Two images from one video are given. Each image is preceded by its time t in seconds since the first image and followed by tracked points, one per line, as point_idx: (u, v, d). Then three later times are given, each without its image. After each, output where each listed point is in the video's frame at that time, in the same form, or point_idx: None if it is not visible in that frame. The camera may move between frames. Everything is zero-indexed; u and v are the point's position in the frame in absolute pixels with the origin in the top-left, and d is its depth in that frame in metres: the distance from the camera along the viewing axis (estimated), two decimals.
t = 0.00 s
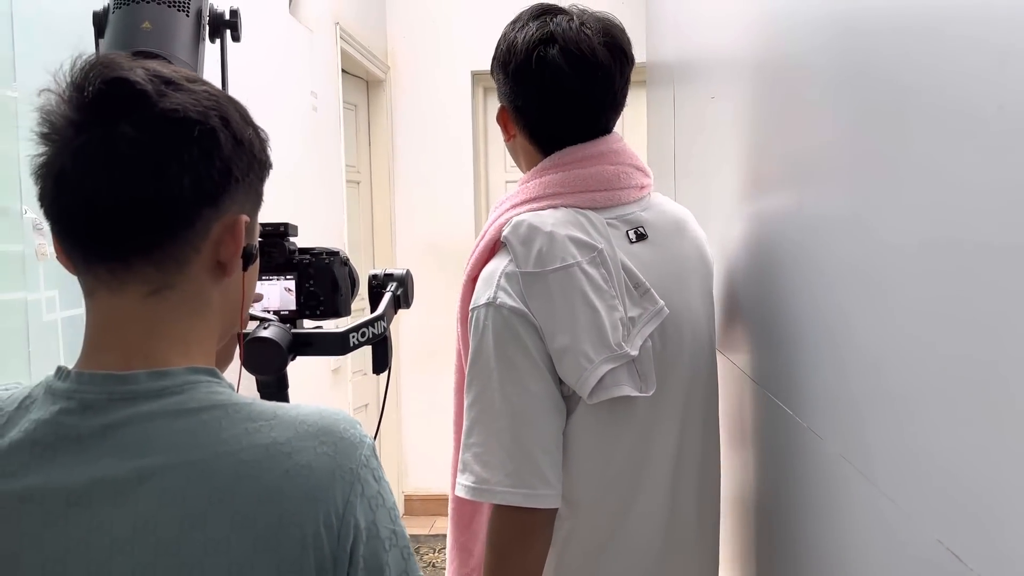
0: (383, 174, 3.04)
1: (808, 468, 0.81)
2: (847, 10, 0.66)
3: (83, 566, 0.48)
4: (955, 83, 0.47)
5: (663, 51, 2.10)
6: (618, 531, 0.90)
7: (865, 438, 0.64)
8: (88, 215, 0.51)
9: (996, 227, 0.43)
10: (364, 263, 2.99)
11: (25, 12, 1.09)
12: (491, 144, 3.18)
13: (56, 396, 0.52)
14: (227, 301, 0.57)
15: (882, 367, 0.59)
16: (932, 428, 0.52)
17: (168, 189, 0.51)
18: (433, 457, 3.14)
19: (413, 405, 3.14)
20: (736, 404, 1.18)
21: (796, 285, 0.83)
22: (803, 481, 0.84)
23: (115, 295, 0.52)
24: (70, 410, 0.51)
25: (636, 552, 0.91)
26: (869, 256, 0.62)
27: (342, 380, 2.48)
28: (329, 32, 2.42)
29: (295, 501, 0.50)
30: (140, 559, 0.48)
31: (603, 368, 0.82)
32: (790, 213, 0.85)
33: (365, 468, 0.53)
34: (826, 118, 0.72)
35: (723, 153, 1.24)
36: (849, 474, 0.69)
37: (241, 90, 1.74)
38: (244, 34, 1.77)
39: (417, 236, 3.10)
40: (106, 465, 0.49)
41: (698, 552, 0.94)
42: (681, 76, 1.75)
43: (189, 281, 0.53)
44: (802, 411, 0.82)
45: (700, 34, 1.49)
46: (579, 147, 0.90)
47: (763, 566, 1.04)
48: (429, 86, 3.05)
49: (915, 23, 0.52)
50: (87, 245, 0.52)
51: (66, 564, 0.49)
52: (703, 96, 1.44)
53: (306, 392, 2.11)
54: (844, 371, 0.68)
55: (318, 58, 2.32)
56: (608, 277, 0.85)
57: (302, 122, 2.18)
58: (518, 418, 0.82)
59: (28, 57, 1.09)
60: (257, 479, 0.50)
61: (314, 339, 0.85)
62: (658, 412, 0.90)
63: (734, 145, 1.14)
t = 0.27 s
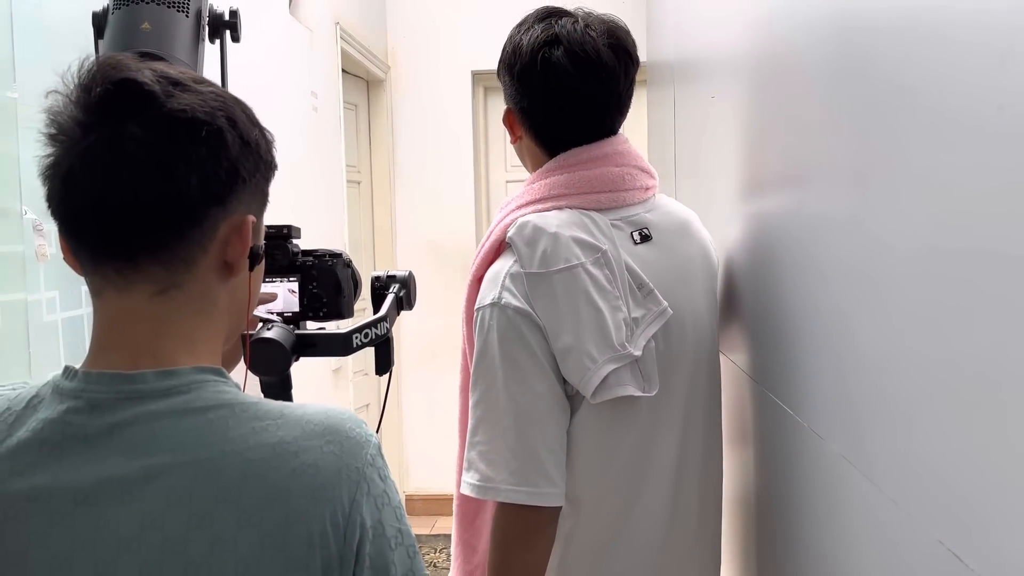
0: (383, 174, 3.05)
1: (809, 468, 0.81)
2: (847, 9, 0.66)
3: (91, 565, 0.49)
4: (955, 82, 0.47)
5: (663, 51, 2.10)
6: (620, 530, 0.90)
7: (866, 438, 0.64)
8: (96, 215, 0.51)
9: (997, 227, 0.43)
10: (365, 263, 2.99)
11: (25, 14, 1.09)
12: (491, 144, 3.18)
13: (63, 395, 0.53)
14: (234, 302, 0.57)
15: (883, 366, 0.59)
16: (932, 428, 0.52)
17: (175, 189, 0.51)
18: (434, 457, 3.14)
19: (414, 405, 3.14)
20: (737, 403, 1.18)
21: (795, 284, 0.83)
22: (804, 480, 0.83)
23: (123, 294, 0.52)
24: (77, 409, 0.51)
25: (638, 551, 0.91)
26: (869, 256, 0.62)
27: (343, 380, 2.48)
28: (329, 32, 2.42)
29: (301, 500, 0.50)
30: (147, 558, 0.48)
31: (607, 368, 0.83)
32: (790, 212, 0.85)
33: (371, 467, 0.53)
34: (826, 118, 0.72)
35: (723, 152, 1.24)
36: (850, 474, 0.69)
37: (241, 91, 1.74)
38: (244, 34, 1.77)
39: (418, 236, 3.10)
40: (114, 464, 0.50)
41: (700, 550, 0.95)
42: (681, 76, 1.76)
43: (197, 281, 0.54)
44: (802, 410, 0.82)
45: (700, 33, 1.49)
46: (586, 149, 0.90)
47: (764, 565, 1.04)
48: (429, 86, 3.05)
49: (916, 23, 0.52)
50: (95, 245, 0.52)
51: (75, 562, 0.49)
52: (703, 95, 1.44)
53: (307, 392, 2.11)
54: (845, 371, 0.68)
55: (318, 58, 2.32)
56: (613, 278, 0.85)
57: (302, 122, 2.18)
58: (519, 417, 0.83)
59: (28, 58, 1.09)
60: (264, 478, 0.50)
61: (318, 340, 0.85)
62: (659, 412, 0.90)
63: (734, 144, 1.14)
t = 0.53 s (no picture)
0: (383, 173, 3.05)
1: (809, 466, 0.81)
2: (846, 8, 0.66)
3: (96, 561, 0.49)
4: (955, 79, 0.47)
5: (662, 49, 2.10)
6: (619, 528, 0.90)
7: (866, 435, 0.64)
8: (104, 212, 0.51)
9: (996, 224, 0.43)
10: (364, 262, 2.99)
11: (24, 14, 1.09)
12: (490, 143, 3.19)
13: (69, 392, 0.53)
14: (238, 299, 0.58)
15: (882, 363, 0.60)
16: (933, 424, 0.52)
17: (182, 186, 0.51)
18: (434, 456, 3.14)
19: (414, 405, 3.14)
20: (735, 402, 1.18)
21: (794, 282, 0.83)
22: (804, 478, 0.84)
23: (128, 291, 0.53)
24: (83, 406, 0.52)
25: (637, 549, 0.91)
26: (868, 253, 0.62)
27: (343, 379, 2.48)
28: (328, 31, 2.42)
29: (307, 496, 0.51)
30: (153, 554, 0.49)
31: (602, 368, 0.83)
32: (789, 210, 0.85)
33: (376, 464, 0.53)
34: (825, 116, 0.72)
35: (722, 150, 1.25)
36: (851, 471, 0.69)
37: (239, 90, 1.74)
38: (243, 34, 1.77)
39: (417, 235, 3.10)
40: (119, 461, 0.50)
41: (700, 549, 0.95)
42: (680, 75, 1.76)
43: (202, 279, 0.54)
44: (802, 408, 0.82)
45: (698, 32, 1.49)
46: (586, 150, 0.90)
47: (764, 564, 1.04)
48: (428, 85, 3.05)
49: (915, 21, 0.52)
50: (102, 241, 0.52)
51: (80, 558, 0.49)
52: (702, 94, 1.44)
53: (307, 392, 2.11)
54: (844, 369, 0.68)
55: (317, 57, 2.32)
56: (609, 278, 0.86)
57: (301, 122, 2.18)
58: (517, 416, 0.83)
59: (27, 57, 1.09)
60: (269, 474, 0.50)
61: (322, 338, 0.85)
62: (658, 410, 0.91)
63: (733, 143, 1.14)
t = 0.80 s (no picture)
0: (379, 174, 3.05)
1: (804, 465, 0.82)
2: (840, 10, 0.66)
3: (95, 561, 0.49)
4: (948, 80, 0.48)
5: (658, 49, 2.11)
6: (609, 526, 0.90)
7: (861, 434, 0.64)
8: (104, 213, 0.51)
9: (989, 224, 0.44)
10: (361, 263, 2.99)
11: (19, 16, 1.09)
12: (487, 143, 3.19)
13: (67, 393, 0.53)
14: (237, 301, 0.58)
15: (877, 363, 0.60)
16: (927, 423, 0.52)
17: (182, 187, 0.51)
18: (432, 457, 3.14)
19: (411, 405, 3.14)
20: (730, 401, 1.18)
21: (789, 282, 0.84)
22: (799, 477, 0.84)
23: (128, 292, 0.53)
24: (82, 407, 0.52)
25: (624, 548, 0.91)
26: (862, 253, 0.62)
27: (340, 380, 2.48)
28: (324, 32, 2.42)
29: (305, 496, 0.51)
30: (152, 554, 0.49)
31: (583, 374, 0.83)
32: (783, 211, 0.86)
33: (373, 465, 0.54)
34: (819, 117, 0.73)
35: (717, 150, 1.25)
36: (846, 471, 0.69)
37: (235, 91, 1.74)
38: (239, 35, 1.77)
39: (414, 235, 3.10)
40: (118, 461, 0.50)
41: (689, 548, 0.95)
42: (676, 76, 1.76)
43: (201, 280, 0.54)
44: (797, 408, 0.83)
45: (694, 32, 1.49)
46: (575, 160, 0.90)
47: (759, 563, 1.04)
48: (424, 85, 3.05)
49: (908, 23, 0.53)
50: (102, 242, 0.52)
51: (79, 559, 0.49)
52: (698, 94, 1.44)
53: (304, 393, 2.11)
54: (838, 368, 0.69)
55: (313, 58, 2.32)
56: (592, 285, 0.86)
57: (298, 123, 2.18)
58: (507, 417, 0.83)
59: (22, 59, 1.09)
60: (268, 474, 0.51)
61: (321, 341, 0.85)
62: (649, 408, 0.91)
63: (728, 143, 1.14)
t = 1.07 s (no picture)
0: (375, 174, 3.05)
1: (799, 464, 0.82)
2: (835, 10, 0.67)
3: (90, 561, 0.49)
4: (942, 80, 0.48)
5: (655, 49, 2.11)
6: (596, 514, 0.92)
7: (856, 433, 0.65)
8: (100, 213, 0.51)
9: (985, 223, 0.44)
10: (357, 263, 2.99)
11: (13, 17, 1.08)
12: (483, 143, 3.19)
13: (62, 394, 0.53)
14: (233, 302, 0.58)
15: (873, 362, 0.60)
16: (923, 422, 0.52)
17: (178, 188, 0.51)
18: (428, 457, 3.14)
19: (408, 405, 3.14)
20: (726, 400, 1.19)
21: (784, 282, 0.84)
22: (794, 477, 0.84)
23: (123, 292, 0.53)
24: (78, 407, 0.52)
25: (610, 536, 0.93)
26: (857, 254, 0.63)
27: (336, 381, 2.48)
28: (320, 32, 2.42)
29: (301, 496, 0.51)
30: (148, 554, 0.49)
31: (558, 370, 0.86)
32: (779, 211, 0.86)
33: (369, 465, 0.54)
34: (815, 116, 0.73)
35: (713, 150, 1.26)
36: (841, 471, 0.69)
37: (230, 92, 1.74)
38: (233, 35, 1.77)
39: (410, 235, 3.10)
40: (114, 461, 0.50)
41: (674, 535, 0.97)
42: (672, 76, 1.76)
43: (197, 280, 0.54)
44: (792, 407, 0.83)
45: (690, 32, 1.50)
46: (558, 172, 0.92)
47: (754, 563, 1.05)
48: (420, 85, 3.05)
49: (903, 24, 0.53)
50: (98, 243, 0.52)
51: (74, 559, 0.49)
52: (693, 93, 1.45)
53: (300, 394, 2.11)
54: (834, 368, 0.69)
55: (308, 57, 2.31)
56: (571, 286, 0.88)
57: (293, 122, 2.18)
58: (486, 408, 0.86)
59: (16, 59, 1.08)
60: (264, 473, 0.51)
61: (318, 342, 0.85)
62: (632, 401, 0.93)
63: (724, 143, 1.15)
